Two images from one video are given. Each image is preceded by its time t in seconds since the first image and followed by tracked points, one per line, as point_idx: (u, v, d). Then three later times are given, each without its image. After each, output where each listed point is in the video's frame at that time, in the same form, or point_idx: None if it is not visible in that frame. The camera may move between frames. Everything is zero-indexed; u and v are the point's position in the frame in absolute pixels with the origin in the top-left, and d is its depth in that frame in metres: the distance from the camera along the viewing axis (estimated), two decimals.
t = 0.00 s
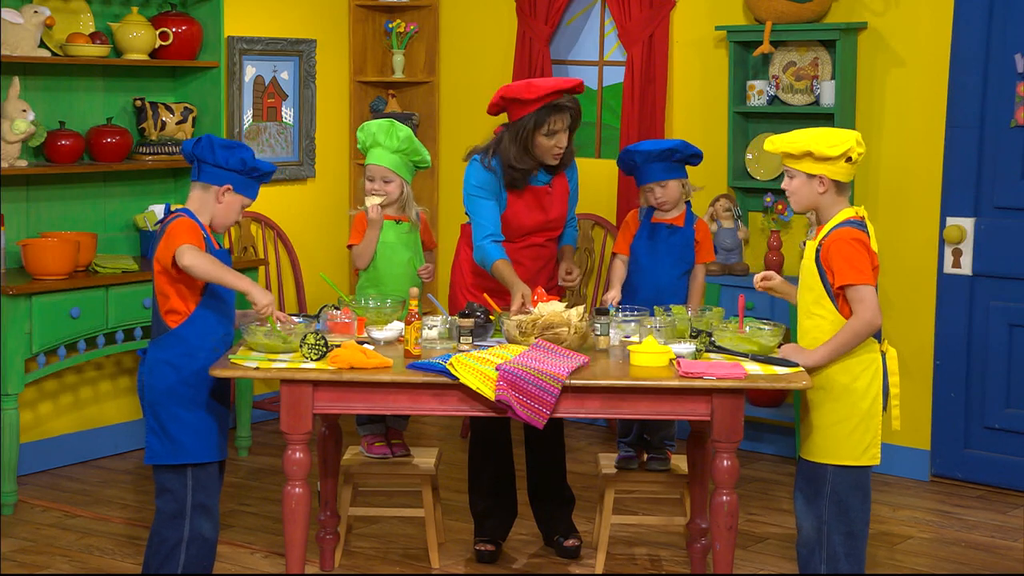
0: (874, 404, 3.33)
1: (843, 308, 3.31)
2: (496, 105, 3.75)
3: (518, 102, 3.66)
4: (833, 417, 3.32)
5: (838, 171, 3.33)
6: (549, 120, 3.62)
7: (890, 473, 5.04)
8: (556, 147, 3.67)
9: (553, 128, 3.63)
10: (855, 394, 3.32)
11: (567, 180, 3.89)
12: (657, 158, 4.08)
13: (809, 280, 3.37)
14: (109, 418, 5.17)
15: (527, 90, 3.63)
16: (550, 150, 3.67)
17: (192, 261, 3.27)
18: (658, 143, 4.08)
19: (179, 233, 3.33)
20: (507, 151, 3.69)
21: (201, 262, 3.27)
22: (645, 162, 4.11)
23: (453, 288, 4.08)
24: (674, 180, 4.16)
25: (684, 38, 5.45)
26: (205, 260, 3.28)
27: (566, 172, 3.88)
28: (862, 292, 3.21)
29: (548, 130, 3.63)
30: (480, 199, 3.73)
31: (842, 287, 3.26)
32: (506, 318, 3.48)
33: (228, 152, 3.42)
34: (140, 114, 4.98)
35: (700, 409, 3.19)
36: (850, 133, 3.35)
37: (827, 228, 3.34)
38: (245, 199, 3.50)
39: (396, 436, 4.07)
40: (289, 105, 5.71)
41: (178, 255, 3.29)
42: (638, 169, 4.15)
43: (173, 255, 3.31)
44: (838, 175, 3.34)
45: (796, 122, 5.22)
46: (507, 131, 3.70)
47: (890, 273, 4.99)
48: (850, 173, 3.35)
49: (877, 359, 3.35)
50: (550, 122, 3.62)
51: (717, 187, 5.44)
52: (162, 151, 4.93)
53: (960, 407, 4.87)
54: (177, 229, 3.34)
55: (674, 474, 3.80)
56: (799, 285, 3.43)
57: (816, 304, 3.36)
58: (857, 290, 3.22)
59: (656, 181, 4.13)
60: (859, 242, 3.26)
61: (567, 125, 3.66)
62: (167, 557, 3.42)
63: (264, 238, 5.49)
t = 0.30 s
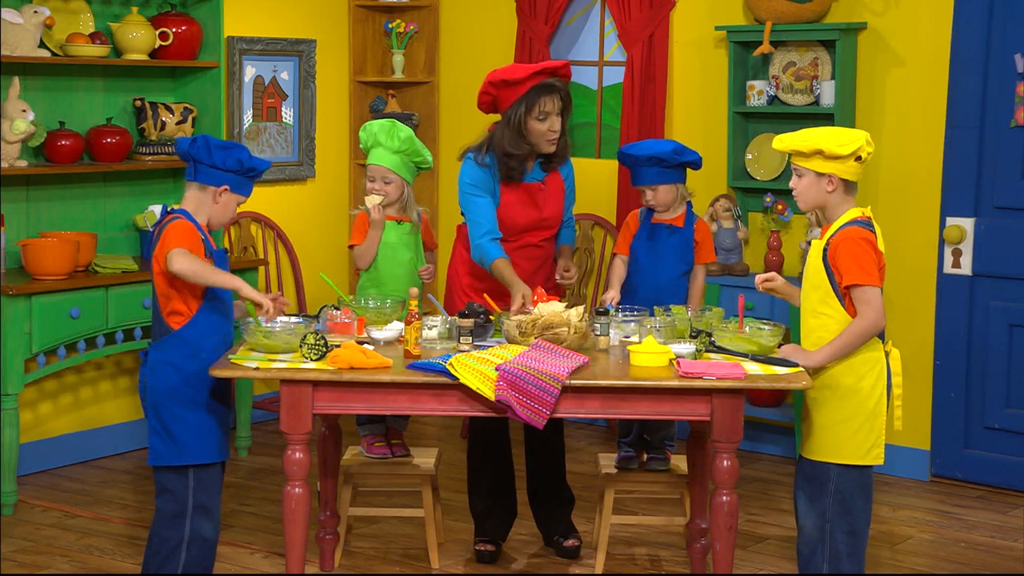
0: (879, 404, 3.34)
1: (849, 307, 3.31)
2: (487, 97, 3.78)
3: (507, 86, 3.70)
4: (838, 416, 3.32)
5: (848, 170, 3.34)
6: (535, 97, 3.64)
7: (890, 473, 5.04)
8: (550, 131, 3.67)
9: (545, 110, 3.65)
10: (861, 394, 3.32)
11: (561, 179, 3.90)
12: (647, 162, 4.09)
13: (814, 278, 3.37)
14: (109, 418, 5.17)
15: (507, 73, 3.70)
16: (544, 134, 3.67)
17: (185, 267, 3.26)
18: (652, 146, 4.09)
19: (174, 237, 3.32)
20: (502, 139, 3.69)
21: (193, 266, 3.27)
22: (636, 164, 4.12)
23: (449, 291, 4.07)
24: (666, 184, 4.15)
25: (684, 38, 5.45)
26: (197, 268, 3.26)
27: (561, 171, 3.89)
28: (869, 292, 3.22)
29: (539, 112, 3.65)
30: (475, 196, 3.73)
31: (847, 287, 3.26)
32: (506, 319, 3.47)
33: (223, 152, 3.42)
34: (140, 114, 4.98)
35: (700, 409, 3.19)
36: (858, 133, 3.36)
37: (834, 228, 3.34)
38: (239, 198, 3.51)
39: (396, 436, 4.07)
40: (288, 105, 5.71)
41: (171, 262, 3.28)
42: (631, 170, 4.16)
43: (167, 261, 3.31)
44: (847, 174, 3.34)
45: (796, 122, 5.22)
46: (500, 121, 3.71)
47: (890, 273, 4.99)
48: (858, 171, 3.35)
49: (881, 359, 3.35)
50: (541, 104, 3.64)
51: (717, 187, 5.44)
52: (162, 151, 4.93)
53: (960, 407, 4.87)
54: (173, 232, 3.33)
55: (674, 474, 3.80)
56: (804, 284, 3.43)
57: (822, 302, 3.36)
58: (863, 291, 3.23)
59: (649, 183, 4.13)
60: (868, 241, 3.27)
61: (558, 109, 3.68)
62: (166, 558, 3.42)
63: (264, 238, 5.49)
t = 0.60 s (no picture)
0: (881, 403, 3.34)
1: (850, 306, 3.31)
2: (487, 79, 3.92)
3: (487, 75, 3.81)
4: (840, 416, 3.32)
5: (848, 173, 3.34)
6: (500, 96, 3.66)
7: (890, 473, 5.03)
8: (505, 135, 3.68)
9: (503, 113, 3.65)
10: (863, 393, 3.32)
11: (560, 182, 3.91)
12: (660, 164, 4.09)
13: (817, 277, 3.37)
14: (109, 419, 5.17)
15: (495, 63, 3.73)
16: (503, 135, 3.68)
17: (166, 292, 3.27)
18: (661, 147, 4.08)
19: (160, 250, 3.32)
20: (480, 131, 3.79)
21: (173, 289, 3.28)
22: (649, 168, 4.11)
23: (450, 288, 4.07)
24: (678, 184, 4.16)
25: (684, 38, 5.45)
26: (177, 290, 3.27)
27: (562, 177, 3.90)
28: (871, 293, 3.23)
29: (498, 113, 3.66)
30: (474, 192, 3.74)
31: (850, 286, 3.27)
32: (506, 319, 3.47)
33: (206, 149, 3.41)
34: (140, 114, 4.98)
35: (700, 409, 3.19)
36: (858, 133, 3.35)
37: (837, 226, 3.35)
38: (232, 196, 3.49)
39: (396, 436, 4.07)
40: (289, 105, 5.72)
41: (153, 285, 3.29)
42: (641, 174, 4.15)
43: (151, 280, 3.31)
44: (848, 176, 3.34)
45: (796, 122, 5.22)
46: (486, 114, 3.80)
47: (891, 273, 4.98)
48: (859, 173, 3.35)
49: (883, 359, 3.35)
50: (498, 106, 3.66)
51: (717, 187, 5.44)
52: (162, 151, 4.94)
53: (961, 407, 4.87)
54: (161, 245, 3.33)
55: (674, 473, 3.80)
56: (804, 284, 3.44)
57: (825, 301, 3.35)
58: (867, 292, 3.23)
59: (660, 186, 4.14)
60: (871, 241, 3.27)
61: (520, 113, 3.65)
62: (167, 558, 3.42)
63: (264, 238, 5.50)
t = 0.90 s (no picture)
0: (879, 403, 3.33)
1: (851, 306, 3.31)
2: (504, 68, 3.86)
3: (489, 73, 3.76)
4: (838, 415, 3.32)
5: (849, 172, 3.33)
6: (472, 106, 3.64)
7: (890, 473, 5.03)
8: (483, 141, 3.71)
9: (479, 119, 3.65)
10: (861, 393, 3.32)
11: (566, 183, 3.89)
12: (665, 167, 4.07)
13: (817, 277, 3.37)
14: (109, 419, 5.17)
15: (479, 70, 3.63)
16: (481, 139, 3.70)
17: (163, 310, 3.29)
18: (664, 150, 4.06)
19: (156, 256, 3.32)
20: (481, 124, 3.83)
21: (169, 306, 3.29)
22: (651, 170, 4.09)
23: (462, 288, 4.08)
24: (681, 188, 4.13)
25: (684, 38, 5.45)
26: (173, 307, 3.29)
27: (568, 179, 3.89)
28: (870, 293, 3.23)
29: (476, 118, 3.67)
30: (473, 190, 3.80)
31: (850, 286, 3.26)
32: (506, 319, 3.48)
33: (192, 145, 3.41)
34: (140, 114, 4.98)
35: (700, 409, 3.19)
36: (857, 132, 3.35)
37: (837, 226, 3.35)
38: (226, 193, 3.46)
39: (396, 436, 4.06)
40: (289, 105, 5.72)
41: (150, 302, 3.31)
42: (643, 176, 4.13)
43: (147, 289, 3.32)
44: (849, 176, 3.34)
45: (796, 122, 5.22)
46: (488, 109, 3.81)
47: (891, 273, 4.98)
48: (859, 172, 3.35)
49: (882, 358, 3.35)
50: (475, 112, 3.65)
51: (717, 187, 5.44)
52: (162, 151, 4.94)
53: (961, 407, 4.87)
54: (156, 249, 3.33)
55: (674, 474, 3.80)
56: (804, 284, 3.44)
57: (826, 300, 3.35)
58: (867, 292, 3.23)
59: (661, 189, 4.11)
60: (872, 241, 3.27)
61: (492, 123, 3.62)
62: (167, 559, 3.42)
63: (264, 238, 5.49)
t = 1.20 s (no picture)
0: (875, 402, 3.34)
1: (852, 305, 3.31)
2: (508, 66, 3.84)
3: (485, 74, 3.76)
4: (835, 411, 3.32)
5: (845, 172, 3.34)
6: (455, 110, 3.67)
7: (890, 473, 5.03)
8: (470, 144, 3.73)
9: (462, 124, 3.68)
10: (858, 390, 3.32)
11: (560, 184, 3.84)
12: (670, 168, 4.07)
13: (816, 275, 3.37)
14: (110, 419, 5.17)
15: (464, 74, 3.66)
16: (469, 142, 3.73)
17: (166, 306, 3.28)
18: (670, 151, 4.06)
19: (156, 253, 3.31)
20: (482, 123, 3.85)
21: (173, 302, 3.29)
22: (657, 171, 4.09)
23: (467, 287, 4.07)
24: (686, 188, 4.14)
25: (684, 38, 5.45)
26: (177, 304, 3.28)
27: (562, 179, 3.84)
28: (870, 292, 3.23)
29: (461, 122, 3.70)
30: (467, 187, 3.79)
31: (850, 286, 3.27)
32: (506, 319, 3.48)
33: (188, 145, 3.42)
34: (139, 114, 4.98)
35: (700, 409, 3.19)
36: (853, 132, 3.36)
37: (835, 225, 3.35)
38: (223, 192, 3.46)
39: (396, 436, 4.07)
40: (289, 105, 5.72)
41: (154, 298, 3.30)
42: (649, 177, 4.13)
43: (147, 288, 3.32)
44: (845, 175, 3.35)
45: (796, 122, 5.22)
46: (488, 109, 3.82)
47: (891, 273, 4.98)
48: (855, 171, 3.35)
49: (882, 358, 3.36)
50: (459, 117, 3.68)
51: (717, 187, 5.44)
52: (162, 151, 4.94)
53: (960, 407, 4.87)
54: (154, 249, 3.32)
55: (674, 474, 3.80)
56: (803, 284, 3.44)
57: (825, 300, 3.35)
58: (865, 291, 3.23)
59: (667, 189, 4.11)
60: (871, 240, 3.27)
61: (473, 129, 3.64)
62: (165, 560, 3.43)
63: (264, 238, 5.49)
